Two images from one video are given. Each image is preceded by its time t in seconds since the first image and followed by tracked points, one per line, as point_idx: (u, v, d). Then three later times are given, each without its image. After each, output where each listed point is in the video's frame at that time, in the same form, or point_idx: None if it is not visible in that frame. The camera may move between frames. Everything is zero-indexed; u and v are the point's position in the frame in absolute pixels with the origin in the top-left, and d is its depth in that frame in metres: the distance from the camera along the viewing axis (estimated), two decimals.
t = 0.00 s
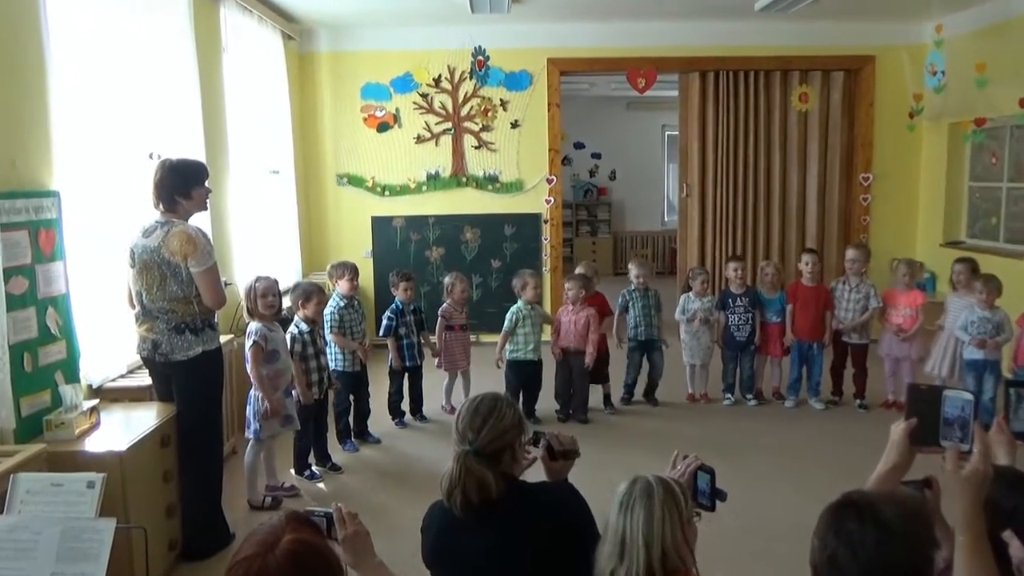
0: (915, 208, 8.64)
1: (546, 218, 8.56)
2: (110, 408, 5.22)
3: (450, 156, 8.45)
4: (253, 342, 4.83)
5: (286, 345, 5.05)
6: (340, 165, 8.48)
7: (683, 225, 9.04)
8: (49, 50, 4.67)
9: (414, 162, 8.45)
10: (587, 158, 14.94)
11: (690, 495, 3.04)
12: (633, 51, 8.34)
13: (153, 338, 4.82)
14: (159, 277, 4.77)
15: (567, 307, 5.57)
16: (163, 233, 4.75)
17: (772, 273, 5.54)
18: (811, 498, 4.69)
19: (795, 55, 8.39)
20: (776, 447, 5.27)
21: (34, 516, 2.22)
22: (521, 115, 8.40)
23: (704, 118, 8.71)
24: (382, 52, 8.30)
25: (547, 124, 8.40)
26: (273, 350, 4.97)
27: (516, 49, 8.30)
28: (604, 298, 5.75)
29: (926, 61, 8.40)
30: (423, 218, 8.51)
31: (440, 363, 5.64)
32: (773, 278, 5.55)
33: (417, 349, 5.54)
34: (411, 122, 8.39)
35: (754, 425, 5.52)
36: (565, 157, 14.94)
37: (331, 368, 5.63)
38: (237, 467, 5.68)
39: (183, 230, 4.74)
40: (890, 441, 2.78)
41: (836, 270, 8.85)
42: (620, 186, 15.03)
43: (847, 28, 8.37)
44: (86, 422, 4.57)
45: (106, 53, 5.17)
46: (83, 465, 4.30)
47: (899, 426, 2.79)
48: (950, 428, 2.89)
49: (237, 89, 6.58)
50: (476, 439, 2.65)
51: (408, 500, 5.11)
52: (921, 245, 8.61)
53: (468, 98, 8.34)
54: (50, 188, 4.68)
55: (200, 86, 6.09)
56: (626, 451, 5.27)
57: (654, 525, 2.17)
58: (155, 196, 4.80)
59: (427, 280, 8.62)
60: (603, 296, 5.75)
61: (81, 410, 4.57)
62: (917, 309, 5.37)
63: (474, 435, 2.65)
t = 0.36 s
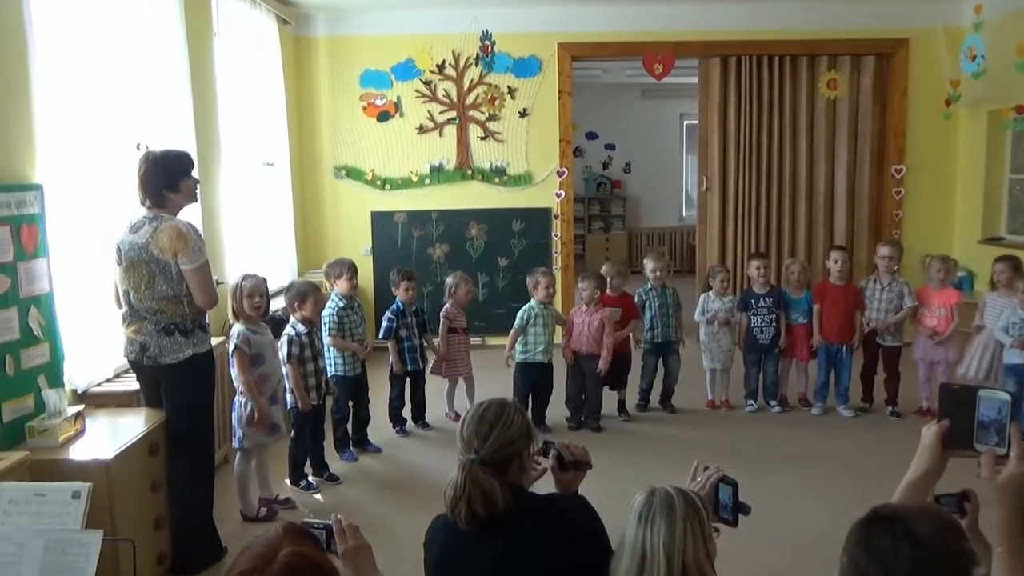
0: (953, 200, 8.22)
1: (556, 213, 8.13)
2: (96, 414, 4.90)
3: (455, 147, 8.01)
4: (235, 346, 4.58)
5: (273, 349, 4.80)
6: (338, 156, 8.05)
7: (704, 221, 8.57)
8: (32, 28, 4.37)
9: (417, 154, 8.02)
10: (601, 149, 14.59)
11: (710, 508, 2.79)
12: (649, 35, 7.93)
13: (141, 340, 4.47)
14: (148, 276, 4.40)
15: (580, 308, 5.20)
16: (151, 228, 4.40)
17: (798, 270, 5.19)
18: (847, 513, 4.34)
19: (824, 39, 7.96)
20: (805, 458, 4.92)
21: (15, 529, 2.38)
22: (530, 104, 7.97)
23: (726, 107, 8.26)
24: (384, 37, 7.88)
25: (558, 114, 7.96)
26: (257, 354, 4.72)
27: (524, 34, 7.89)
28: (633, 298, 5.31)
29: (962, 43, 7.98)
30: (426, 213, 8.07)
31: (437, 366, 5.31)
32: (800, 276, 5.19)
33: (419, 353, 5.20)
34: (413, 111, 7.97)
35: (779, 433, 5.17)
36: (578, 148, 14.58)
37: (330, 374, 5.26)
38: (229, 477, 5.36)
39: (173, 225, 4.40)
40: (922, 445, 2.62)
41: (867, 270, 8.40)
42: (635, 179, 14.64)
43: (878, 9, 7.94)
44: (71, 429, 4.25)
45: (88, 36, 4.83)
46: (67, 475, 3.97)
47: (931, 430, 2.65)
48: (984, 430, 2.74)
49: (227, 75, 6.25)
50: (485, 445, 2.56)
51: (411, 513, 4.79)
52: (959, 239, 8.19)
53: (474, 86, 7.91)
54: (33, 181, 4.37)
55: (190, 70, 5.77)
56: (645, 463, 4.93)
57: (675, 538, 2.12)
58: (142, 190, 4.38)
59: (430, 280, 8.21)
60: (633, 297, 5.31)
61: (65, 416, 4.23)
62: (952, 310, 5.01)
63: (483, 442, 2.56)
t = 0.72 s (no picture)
0: (990, 192, 7.79)
1: (565, 208, 7.72)
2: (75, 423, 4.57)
3: (456, 139, 7.64)
4: (213, 355, 4.29)
5: (259, 355, 4.48)
6: (333, 149, 7.68)
7: (720, 216, 8.20)
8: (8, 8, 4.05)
9: (417, 145, 7.65)
10: (613, 140, 14.17)
11: (729, 523, 2.56)
12: (662, 19, 7.58)
13: (124, 345, 4.07)
14: (130, 277, 4.00)
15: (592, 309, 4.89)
16: (134, 226, 4.00)
17: (825, 271, 4.82)
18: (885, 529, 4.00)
19: (851, 22, 7.60)
20: (836, 470, 4.57)
21: None
22: (537, 92, 7.59)
23: (748, 90, 7.87)
24: (382, 21, 7.55)
25: (566, 103, 7.57)
26: (239, 362, 4.42)
27: (527, 19, 7.54)
28: (653, 299, 4.96)
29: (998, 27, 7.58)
30: (426, 209, 7.69)
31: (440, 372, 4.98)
32: (827, 277, 4.83)
33: (418, 358, 4.88)
34: (413, 101, 7.60)
35: (805, 443, 4.83)
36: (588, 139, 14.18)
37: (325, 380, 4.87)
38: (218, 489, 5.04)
39: (157, 222, 4.00)
40: (952, 453, 2.47)
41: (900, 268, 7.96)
42: (648, 172, 14.28)
43: None
44: (51, 439, 3.86)
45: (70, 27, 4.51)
46: (48, 488, 3.61)
47: (959, 437, 2.49)
48: (1019, 435, 2.58)
49: (217, 65, 5.93)
50: (489, 458, 2.32)
51: (412, 529, 4.45)
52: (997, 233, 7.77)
53: (477, 73, 7.55)
54: (10, 176, 4.05)
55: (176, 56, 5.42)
56: (665, 476, 4.58)
57: (694, 557, 1.96)
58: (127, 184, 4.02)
59: (431, 279, 7.82)
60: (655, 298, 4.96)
61: (44, 425, 3.85)
62: (987, 311, 4.66)
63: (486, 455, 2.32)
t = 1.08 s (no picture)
0: None
1: (572, 200, 6.89)
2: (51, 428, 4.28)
3: (457, 126, 6.83)
4: (202, 354, 4.00)
5: (251, 355, 4.17)
6: (324, 136, 6.89)
7: (739, 208, 7.29)
8: None
9: (412, 133, 6.85)
10: (623, 127, 12.89)
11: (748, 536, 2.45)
12: None
13: (105, 344, 3.67)
14: (111, 272, 3.60)
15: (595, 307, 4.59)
16: (115, 218, 3.59)
17: (848, 266, 4.55)
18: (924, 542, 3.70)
19: None
20: (866, 479, 4.26)
21: None
22: (543, 75, 6.78)
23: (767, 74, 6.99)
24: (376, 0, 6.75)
25: (574, 87, 6.76)
26: (229, 362, 4.12)
27: None
28: (668, 296, 4.66)
29: None
30: (424, 200, 6.88)
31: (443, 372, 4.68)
32: (850, 273, 4.56)
33: (417, 359, 4.60)
34: (410, 85, 6.81)
35: (829, 451, 4.52)
36: (597, 124, 12.90)
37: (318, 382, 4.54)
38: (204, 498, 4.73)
39: (141, 214, 3.59)
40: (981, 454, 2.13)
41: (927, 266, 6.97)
42: (661, 162, 12.97)
43: None
44: (27, 444, 3.55)
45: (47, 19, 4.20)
46: (23, 496, 3.30)
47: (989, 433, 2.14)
48: None
49: (202, 50, 5.60)
50: (493, 463, 2.09)
51: (409, 539, 4.13)
52: None
53: (479, 55, 6.73)
54: None
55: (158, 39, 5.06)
56: (685, 487, 4.25)
57: (713, 568, 1.91)
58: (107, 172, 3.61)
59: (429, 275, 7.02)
60: (670, 295, 4.66)
61: (21, 428, 3.48)
62: (1021, 309, 4.33)
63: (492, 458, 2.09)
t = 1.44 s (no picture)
0: None
1: (587, 187, 6.27)
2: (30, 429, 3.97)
3: (464, 109, 6.20)
4: (208, 355, 3.70)
5: (255, 351, 3.88)
6: (322, 119, 6.29)
7: (766, 191, 6.78)
8: None
9: (418, 116, 6.23)
10: (640, 110, 12.12)
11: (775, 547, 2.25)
12: None
13: (90, 341, 3.34)
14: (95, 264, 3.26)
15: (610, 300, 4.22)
16: (99, 207, 3.25)
17: (881, 259, 4.24)
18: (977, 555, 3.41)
19: None
20: (908, 487, 3.97)
21: None
22: (557, 56, 6.14)
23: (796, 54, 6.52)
24: None
25: (590, 69, 6.14)
26: (237, 359, 3.83)
27: None
28: (688, 291, 4.36)
29: None
30: (430, 188, 6.27)
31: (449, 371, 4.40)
32: (883, 267, 4.25)
33: (420, 358, 4.32)
34: (413, 65, 6.19)
35: (863, 456, 4.23)
36: (613, 108, 12.11)
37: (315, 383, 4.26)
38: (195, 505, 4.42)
39: (127, 202, 3.25)
40: None
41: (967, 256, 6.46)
42: (681, 148, 12.20)
43: None
44: (10, 447, 3.29)
45: None
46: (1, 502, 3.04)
47: None
48: None
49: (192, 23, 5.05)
50: (501, 471, 1.99)
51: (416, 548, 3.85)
52: None
53: (488, 33, 6.10)
54: None
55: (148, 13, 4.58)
56: (715, 496, 3.95)
57: None
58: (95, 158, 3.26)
59: (434, 267, 6.43)
60: (689, 290, 4.36)
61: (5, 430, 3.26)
62: None
63: (499, 467, 2.00)
